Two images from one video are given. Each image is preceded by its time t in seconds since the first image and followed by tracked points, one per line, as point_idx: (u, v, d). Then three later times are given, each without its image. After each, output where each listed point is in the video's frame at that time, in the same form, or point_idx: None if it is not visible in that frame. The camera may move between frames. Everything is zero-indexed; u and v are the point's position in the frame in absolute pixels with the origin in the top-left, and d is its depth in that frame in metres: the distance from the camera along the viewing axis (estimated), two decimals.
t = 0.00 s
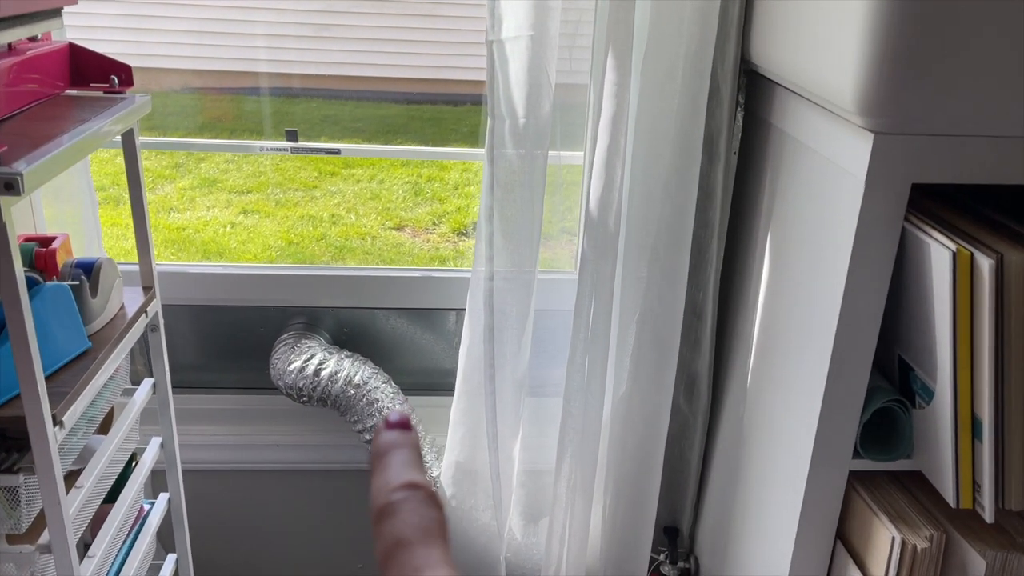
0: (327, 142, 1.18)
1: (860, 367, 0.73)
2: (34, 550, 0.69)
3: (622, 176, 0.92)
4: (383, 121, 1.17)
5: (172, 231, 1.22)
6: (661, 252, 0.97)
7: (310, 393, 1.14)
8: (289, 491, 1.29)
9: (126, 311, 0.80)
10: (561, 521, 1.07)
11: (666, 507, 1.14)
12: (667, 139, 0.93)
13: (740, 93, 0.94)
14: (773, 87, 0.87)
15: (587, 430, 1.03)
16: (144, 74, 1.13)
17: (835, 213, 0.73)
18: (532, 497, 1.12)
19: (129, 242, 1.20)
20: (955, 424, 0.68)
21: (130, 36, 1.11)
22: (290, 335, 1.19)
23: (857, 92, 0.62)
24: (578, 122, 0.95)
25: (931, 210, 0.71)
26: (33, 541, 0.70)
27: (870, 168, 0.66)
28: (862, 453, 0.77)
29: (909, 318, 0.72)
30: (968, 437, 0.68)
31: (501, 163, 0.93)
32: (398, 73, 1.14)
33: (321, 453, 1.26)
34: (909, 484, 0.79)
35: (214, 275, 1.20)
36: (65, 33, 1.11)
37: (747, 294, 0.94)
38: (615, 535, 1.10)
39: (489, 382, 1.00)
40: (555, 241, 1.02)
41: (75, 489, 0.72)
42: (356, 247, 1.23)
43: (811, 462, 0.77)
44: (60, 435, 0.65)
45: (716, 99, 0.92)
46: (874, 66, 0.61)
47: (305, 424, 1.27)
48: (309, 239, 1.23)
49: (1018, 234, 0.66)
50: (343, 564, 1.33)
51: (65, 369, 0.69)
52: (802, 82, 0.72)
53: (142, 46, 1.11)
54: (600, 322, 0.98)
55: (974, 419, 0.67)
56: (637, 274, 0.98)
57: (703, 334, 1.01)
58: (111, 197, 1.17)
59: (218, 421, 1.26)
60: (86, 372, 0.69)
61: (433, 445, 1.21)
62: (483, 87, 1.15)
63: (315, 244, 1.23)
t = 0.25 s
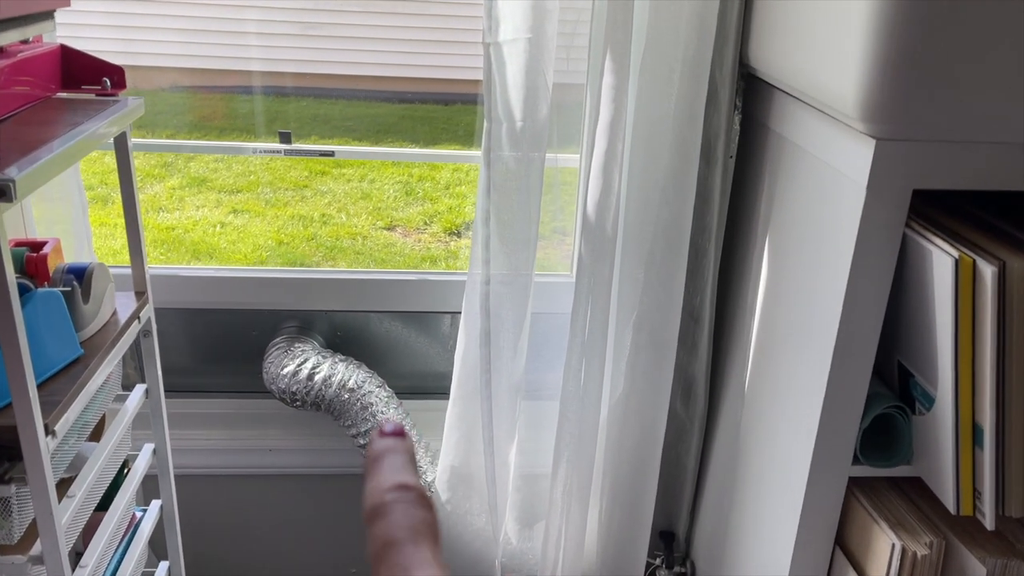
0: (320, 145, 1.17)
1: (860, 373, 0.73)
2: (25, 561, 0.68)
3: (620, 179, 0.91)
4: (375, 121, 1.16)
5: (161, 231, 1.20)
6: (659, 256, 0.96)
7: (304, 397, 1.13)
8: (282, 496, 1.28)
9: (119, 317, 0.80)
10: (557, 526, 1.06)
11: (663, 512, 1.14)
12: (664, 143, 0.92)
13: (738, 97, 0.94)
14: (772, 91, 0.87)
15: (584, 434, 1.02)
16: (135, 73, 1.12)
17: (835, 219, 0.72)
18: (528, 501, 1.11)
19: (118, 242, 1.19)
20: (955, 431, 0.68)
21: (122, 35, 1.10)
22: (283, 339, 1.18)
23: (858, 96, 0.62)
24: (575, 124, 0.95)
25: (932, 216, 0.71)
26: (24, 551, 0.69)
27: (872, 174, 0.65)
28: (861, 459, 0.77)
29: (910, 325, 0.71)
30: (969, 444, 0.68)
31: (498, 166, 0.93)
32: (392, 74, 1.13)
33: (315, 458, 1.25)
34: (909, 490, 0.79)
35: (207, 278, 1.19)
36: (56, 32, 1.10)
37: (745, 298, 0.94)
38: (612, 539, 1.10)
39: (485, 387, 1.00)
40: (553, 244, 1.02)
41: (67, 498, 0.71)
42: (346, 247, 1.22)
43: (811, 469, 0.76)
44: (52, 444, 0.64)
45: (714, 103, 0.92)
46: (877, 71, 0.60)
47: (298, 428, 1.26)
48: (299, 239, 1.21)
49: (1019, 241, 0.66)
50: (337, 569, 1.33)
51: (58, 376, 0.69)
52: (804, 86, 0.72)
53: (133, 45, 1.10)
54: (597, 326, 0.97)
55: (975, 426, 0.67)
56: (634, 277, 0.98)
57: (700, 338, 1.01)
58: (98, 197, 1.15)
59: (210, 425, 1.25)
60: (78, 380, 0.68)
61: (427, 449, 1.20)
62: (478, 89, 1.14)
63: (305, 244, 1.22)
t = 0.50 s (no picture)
0: (311, 144, 1.16)
1: (857, 376, 0.73)
2: (16, 567, 0.67)
3: (616, 182, 0.91)
4: (366, 120, 1.15)
5: (149, 230, 1.19)
6: (654, 259, 0.96)
7: (295, 399, 1.12)
8: (274, 498, 1.27)
9: (109, 320, 0.79)
10: (551, 529, 1.06)
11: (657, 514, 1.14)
12: (659, 144, 0.92)
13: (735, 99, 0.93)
14: (768, 92, 0.87)
15: (578, 437, 1.02)
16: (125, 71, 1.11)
17: (833, 221, 0.72)
18: (522, 504, 1.10)
19: (107, 241, 1.17)
20: (953, 435, 0.67)
21: (111, 32, 1.09)
22: (274, 340, 1.17)
23: (856, 97, 0.62)
24: (570, 124, 0.95)
25: (930, 219, 0.71)
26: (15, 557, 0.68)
27: (870, 177, 0.65)
28: (858, 462, 0.77)
29: (908, 328, 0.71)
30: (966, 448, 0.68)
31: (492, 167, 0.92)
32: (384, 73, 1.12)
33: (307, 460, 1.24)
34: (906, 494, 0.79)
35: (198, 279, 1.18)
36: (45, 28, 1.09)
37: (741, 301, 0.93)
38: (605, 542, 1.10)
39: (480, 390, 0.99)
40: (548, 245, 1.01)
41: (58, 503, 0.70)
42: (336, 246, 1.21)
43: (807, 473, 0.76)
44: (43, 451, 0.63)
45: (710, 105, 0.92)
46: (877, 74, 0.60)
47: (290, 431, 1.25)
48: (288, 238, 1.20)
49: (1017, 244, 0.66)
50: (329, 571, 1.32)
51: (47, 381, 0.68)
52: (803, 88, 0.72)
53: (124, 44, 1.09)
54: (592, 329, 0.97)
55: (973, 430, 0.67)
56: (629, 280, 0.97)
57: (695, 340, 1.00)
58: (87, 196, 1.14)
59: (201, 427, 1.24)
60: (69, 385, 0.67)
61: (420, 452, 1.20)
62: (471, 89, 1.14)
63: (295, 243, 1.21)
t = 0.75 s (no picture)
0: (301, 144, 1.15)
1: (852, 380, 0.72)
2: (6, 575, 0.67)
3: (611, 184, 0.91)
4: (356, 120, 1.14)
5: (137, 230, 1.18)
6: (649, 260, 0.96)
7: (287, 402, 1.11)
8: (266, 502, 1.26)
9: (100, 323, 0.78)
10: (544, 532, 1.05)
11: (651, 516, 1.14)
12: (654, 146, 0.91)
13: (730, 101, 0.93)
14: (763, 94, 0.86)
15: (572, 440, 1.01)
16: (114, 70, 1.10)
17: (829, 224, 0.72)
18: (515, 506, 1.10)
19: (95, 241, 1.15)
20: (950, 439, 0.67)
21: (102, 31, 1.07)
22: (266, 343, 1.17)
23: (854, 100, 0.62)
24: (564, 124, 0.94)
25: (927, 223, 0.71)
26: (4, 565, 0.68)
27: (867, 180, 0.65)
28: (854, 466, 0.77)
29: (904, 332, 0.71)
30: (963, 452, 0.68)
31: (486, 168, 0.91)
32: (377, 74, 1.11)
33: (299, 463, 1.24)
34: (902, 498, 0.79)
35: (189, 281, 1.17)
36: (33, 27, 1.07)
37: (735, 304, 0.93)
38: (599, 545, 1.09)
39: (473, 392, 0.99)
40: (542, 247, 1.01)
41: (48, 510, 0.69)
42: (326, 247, 1.20)
43: (803, 476, 0.76)
44: (33, 456, 0.62)
45: (705, 107, 0.91)
46: (875, 77, 0.60)
47: (282, 433, 1.24)
48: (279, 238, 1.19)
49: (1014, 248, 0.66)
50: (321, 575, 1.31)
51: (37, 387, 0.67)
52: (800, 91, 0.71)
53: (114, 43, 1.08)
54: (586, 332, 0.97)
55: (969, 434, 0.67)
56: (623, 282, 0.97)
57: (690, 342, 1.00)
58: (76, 195, 1.13)
59: (192, 430, 1.23)
60: (59, 390, 0.67)
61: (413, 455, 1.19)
62: (464, 89, 1.13)
63: (285, 243, 1.20)
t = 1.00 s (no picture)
0: (292, 143, 1.15)
1: (848, 381, 0.72)
2: None
3: (606, 184, 0.90)
4: (347, 119, 1.14)
5: (127, 229, 1.17)
6: (643, 260, 0.95)
7: (280, 403, 1.10)
8: (257, 503, 1.25)
9: (91, 325, 0.77)
10: (538, 532, 1.05)
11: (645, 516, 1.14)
12: (649, 145, 0.91)
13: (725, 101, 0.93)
14: (759, 93, 0.86)
15: (567, 440, 1.01)
16: (103, 68, 1.09)
17: (825, 225, 0.72)
18: (509, 507, 1.09)
19: (84, 240, 1.14)
20: (947, 440, 0.67)
21: (92, 29, 1.06)
22: (258, 344, 1.16)
23: (851, 101, 0.61)
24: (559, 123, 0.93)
25: (922, 224, 0.70)
26: None
27: (864, 181, 0.65)
28: (850, 467, 0.76)
29: (901, 333, 0.71)
30: (960, 453, 0.68)
31: (480, 167, 0.91)
32: (369, 72, 1.10)
33: (291, 464, 1.23)
34: (898, 500, 0.79)
35: (180, 281, 1.16)
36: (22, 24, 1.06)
37: (731, 304, 0.93)
38: (593, 546, 1.09)
39: (467, 393, 0.98)
40: (536, 246, 1.00)
41: (37, 514, 0.68)
42: (318, 246, 1.19)
43: (799, 478, 0.76)
44: (22, 460, 0.61)
45: (700, 107, 0.91)
46: (873, 78, 0.60)
47: (274, 435, 1.23)
48: (270, 238, 1.19)
49: (1008, 249, 0.66)
50: None
51: (27, 389, 0.66)
52: (796, 91, 0.71)
53: (103, 41, 1.07)
54: (581, 332, 0.96)
55: (967, 435, 0.67)
56: (618, 282, 0.96)
57: (684, 343, 1.00)
58: (65, 195, 1.12)
59: (183, 432, 1.22)
60: (49, 393, 0.66)
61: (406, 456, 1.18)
62: (457, 88, 1.12)
63: (276, 242, 1.19)
